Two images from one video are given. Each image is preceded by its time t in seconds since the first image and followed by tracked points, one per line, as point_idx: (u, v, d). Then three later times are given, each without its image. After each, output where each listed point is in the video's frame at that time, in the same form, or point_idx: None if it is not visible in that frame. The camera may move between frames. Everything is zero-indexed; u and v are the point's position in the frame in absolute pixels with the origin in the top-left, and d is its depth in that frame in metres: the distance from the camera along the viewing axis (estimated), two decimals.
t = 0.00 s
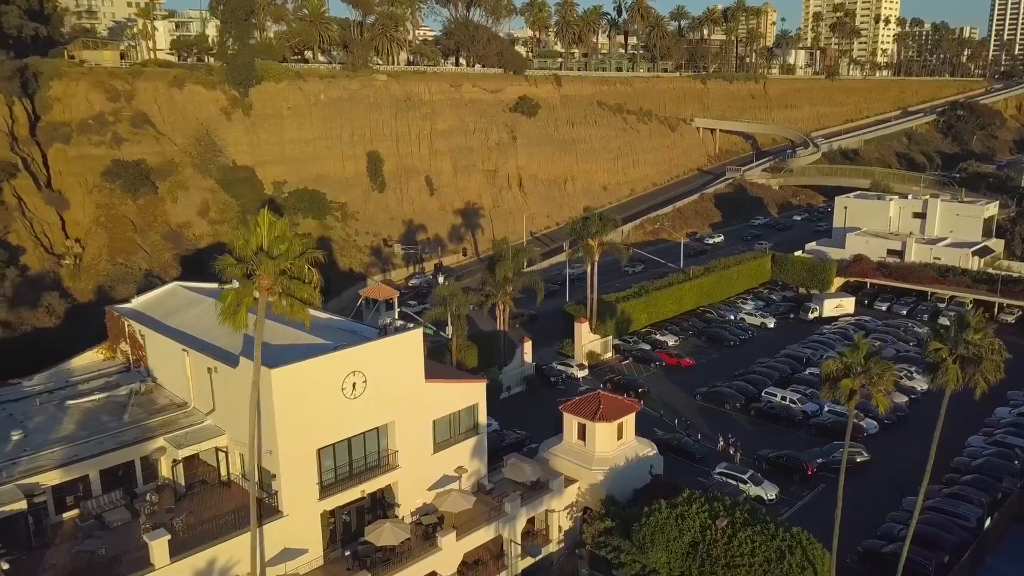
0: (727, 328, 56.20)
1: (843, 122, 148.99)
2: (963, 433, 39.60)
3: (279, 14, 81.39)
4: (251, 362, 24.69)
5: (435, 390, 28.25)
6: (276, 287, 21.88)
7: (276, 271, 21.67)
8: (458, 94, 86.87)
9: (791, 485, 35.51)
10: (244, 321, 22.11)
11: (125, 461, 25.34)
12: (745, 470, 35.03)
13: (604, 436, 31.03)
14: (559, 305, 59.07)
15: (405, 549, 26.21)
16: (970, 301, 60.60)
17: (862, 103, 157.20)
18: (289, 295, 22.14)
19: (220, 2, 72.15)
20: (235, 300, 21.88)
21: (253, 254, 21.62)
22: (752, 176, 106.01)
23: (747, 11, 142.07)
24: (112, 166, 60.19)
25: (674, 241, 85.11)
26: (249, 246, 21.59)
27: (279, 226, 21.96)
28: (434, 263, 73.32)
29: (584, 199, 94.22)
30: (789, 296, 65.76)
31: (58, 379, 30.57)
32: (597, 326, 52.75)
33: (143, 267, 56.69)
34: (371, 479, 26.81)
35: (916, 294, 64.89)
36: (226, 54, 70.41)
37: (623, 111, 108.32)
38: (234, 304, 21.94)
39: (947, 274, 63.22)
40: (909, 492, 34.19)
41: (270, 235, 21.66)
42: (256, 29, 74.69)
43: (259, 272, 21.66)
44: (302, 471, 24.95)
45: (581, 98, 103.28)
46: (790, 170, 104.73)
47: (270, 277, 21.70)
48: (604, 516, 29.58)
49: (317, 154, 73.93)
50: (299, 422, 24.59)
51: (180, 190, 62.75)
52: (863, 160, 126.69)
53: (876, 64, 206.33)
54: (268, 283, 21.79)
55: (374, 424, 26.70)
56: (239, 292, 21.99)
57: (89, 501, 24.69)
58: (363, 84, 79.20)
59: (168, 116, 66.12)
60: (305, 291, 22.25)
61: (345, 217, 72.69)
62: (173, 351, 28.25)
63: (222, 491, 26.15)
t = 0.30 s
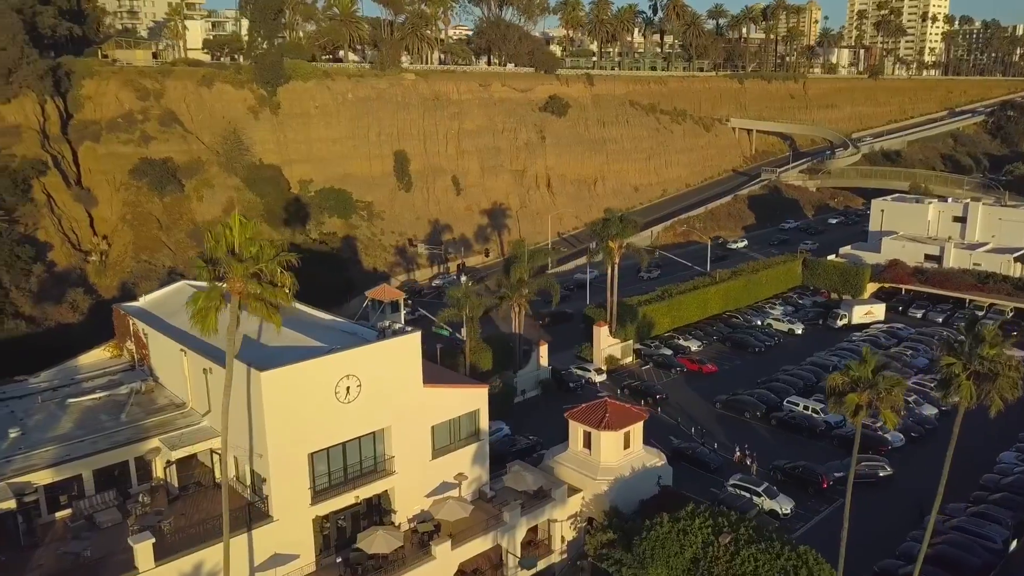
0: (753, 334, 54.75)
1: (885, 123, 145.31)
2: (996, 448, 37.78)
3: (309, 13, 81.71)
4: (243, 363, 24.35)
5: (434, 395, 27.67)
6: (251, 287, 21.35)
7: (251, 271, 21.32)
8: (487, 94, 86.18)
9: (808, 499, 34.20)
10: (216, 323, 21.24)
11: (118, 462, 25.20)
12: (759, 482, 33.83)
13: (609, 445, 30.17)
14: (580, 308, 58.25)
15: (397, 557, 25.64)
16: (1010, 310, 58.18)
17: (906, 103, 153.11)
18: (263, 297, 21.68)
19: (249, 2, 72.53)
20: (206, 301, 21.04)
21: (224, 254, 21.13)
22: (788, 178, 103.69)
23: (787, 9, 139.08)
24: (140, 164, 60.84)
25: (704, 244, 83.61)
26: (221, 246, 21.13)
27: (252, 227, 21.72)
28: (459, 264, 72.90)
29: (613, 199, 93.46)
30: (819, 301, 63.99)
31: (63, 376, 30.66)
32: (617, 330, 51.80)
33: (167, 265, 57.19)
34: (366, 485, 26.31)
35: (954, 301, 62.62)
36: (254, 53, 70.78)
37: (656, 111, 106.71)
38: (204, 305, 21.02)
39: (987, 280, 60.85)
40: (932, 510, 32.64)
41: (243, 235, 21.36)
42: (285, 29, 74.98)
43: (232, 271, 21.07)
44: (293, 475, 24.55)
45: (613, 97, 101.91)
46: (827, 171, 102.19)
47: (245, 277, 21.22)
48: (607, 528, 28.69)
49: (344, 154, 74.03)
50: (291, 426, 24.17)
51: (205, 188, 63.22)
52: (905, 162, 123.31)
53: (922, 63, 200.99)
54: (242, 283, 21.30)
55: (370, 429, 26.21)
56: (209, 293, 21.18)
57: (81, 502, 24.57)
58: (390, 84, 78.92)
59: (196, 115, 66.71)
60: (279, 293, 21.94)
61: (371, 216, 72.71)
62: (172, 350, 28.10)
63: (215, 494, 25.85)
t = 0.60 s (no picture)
0: (778, 340, 53.34)
1: (931, 124, 141.33)
2: None
3: (339, 13, 81.98)
4: (234, 364, 24.15)
5: (431, 399, 27.16)
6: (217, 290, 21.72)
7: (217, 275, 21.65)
8: (515, 93, 85.52)
9: (821, 513, 32.99)
10: (183, 322, 21.92)
11: (111, 460, 25.20)
12: (770, 493, 32.77)
13: (613, 454, 29.38)
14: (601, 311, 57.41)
15: (388, 563, 25.25)
16: None
17: (953, 103, 148.72)
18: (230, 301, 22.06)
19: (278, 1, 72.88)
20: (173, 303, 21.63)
21: (190, 257, 21.42)
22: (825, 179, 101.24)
23: (829, 7, 135.89)
24: (166, 162, 61.54)
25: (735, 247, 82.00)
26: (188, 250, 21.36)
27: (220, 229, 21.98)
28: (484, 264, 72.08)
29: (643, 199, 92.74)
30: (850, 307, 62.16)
31: (69, 373, 30.91)
32: (636, 333, 50.90)
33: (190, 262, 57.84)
34: (359, 489, 25.93)
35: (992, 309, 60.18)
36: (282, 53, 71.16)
37: (689, 111, 104.99)
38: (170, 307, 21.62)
39: None
40: (954, 529, 31.15)
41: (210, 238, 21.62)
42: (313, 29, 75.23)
43: (198, 276, 21.39)
44: (283, 478, 24.29)
45: (646, 96, 100.45)
46: (866, 173, 99.49)
47: (211, 282, 21.58)
48: (607, 539, 27.93)
49: (370, 153, 74.12)
50: (280, 429, 23.90)
51: (231, 186, 63.68)
52: (949, 164, 119.70)
53: (971, 62, 195.15)
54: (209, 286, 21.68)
55: (363, 433, 25.84)
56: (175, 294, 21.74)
57: (74, 499, 24.60)
58: (418, 83, 78.66)
59: (224, 114, 67.32)
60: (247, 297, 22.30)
61: (396, 216, 72.71)
62: (171, 349, 28.09)
63: (207, 494, 25.70)
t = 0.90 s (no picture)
0: (802, 346, 51.94)
1: (977, 125, 137.22)
2: None
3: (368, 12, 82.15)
4: (223, 363, 24.06)
5: (425, 401, 26.79)
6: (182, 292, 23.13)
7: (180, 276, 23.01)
8: (544, 92, 84.80)
9: (833, 527, 31.84)
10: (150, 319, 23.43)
11: (105, 457, 25.32)
12: (779, 505, 31.80)
13: (613, 461, 28.68)
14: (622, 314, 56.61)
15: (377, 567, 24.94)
16: None
17: (1001, 104, 144.12)
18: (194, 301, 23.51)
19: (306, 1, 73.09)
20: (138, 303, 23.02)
21: (154, 260, 22.80)
22: (862, 182, 98.81)
23: (872, 4, 132.54)
24: (193, 160, 62.23)
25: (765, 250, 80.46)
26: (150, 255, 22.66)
27: (186, 232, 23.39)
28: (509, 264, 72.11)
29: (674, 201, 91.49)
30: (881, 313, 60.34)
31: (76, 369, 31.26)
32: (654, 338, 50.04)
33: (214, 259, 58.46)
34: (350, 492, 25.66)
35: None
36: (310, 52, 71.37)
37: (723, 111, 103.20)
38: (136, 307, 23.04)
39: None
40: (974, 548, 29.69)
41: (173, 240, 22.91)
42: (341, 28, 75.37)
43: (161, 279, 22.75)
44: (271, 479, 24.12)
45: (678, 96, 98.90)
46: (906, 176, 96.81)
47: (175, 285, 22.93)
48: (604, 549, 27.27)
49: (396, 152, 74.17)
50: (268, 430, 23.74)
51: (256, 184, 64.12)
52: (995, 167, 115.99)
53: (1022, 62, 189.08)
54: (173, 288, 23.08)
55: (355, 435, 25.57)
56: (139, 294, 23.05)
57: (68, 495, 24.75)
58: (445, 82, 78.32)
59: (251, 113, 67.90)
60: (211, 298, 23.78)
61: (421, 215, 72.72)
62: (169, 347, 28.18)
63: (200, 493, 25.68)
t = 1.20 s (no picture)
0: (829, 352, 50.52)
1: None
2: None
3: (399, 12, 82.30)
4: (215, 361, 24.10)
5: (420, 403, 26.55)
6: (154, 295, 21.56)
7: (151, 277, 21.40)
8: (575, 91, 84.05)
9: (845, 542, 30.72)
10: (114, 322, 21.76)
11: (103, 452, 25.55)
12: (787, 515, 30.91)
13: (613, 468, 28.09)
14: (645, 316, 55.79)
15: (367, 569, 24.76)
16: None
17: None
18: (165, 302, 21.98)
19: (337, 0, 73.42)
20: (106, 301, 21.30)
21: (123, 256, 21.37)
22: (904, 184, 96.15)
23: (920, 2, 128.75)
24: (222, 158, 62.96)
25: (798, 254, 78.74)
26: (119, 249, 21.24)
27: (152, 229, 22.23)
28: (535, 264, 71.68)
29: (707, 203, 90.14)
30: (916, 319, 58.42)
31: (86, 363, 31.71)
32: (674, 341, 49.16)
33: (239, 256, 59.01)
34: (343, 492, 25.50)
35: None
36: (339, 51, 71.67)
37: (761, 111, 101.20)
38: (105, 306, 21.31)
39: None
40: (993, 567, 28.25)
41: (146, 237, 21.40)
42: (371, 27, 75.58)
43: (130, 276, 21.29)
44: (261, 478, 24.09)
45: (714, 96, 97.17)
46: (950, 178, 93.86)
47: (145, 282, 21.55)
48: (600, 557, 26.71)
49: (424, 151, 74.26)
50: (258, 430, 23.72)
51: (283, 183, 64.51)
52: None
53: None
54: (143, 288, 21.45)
55: (348, 435, 25.44)
56: (107, 291, 21.33)
57: (66, 488, 25.03)
58: (475, 81, 78.06)
59: (280, 111, 68.54)
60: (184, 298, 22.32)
61: (448, 214, 72.72)
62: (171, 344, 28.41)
63: (195, 490, 25.75)
